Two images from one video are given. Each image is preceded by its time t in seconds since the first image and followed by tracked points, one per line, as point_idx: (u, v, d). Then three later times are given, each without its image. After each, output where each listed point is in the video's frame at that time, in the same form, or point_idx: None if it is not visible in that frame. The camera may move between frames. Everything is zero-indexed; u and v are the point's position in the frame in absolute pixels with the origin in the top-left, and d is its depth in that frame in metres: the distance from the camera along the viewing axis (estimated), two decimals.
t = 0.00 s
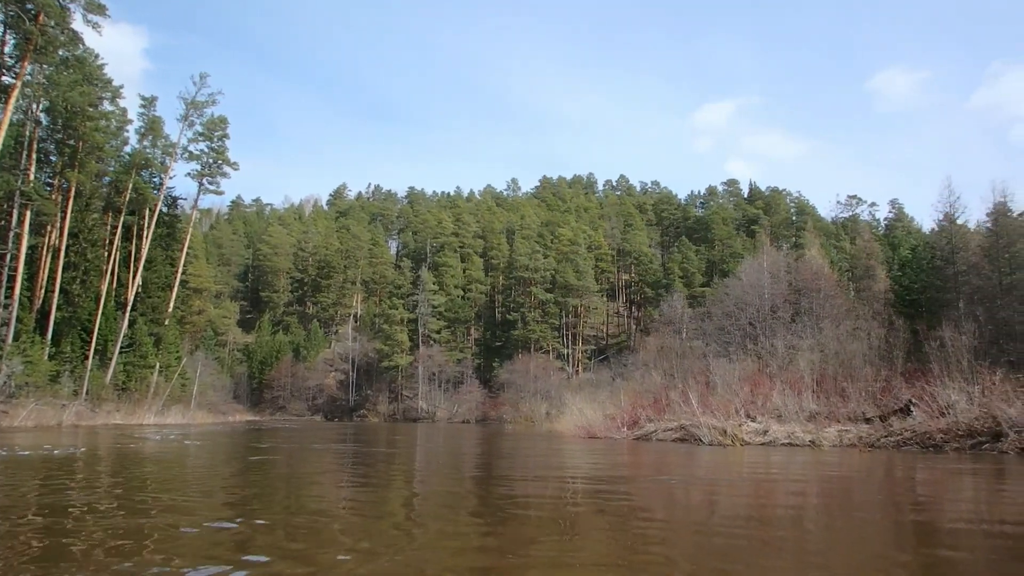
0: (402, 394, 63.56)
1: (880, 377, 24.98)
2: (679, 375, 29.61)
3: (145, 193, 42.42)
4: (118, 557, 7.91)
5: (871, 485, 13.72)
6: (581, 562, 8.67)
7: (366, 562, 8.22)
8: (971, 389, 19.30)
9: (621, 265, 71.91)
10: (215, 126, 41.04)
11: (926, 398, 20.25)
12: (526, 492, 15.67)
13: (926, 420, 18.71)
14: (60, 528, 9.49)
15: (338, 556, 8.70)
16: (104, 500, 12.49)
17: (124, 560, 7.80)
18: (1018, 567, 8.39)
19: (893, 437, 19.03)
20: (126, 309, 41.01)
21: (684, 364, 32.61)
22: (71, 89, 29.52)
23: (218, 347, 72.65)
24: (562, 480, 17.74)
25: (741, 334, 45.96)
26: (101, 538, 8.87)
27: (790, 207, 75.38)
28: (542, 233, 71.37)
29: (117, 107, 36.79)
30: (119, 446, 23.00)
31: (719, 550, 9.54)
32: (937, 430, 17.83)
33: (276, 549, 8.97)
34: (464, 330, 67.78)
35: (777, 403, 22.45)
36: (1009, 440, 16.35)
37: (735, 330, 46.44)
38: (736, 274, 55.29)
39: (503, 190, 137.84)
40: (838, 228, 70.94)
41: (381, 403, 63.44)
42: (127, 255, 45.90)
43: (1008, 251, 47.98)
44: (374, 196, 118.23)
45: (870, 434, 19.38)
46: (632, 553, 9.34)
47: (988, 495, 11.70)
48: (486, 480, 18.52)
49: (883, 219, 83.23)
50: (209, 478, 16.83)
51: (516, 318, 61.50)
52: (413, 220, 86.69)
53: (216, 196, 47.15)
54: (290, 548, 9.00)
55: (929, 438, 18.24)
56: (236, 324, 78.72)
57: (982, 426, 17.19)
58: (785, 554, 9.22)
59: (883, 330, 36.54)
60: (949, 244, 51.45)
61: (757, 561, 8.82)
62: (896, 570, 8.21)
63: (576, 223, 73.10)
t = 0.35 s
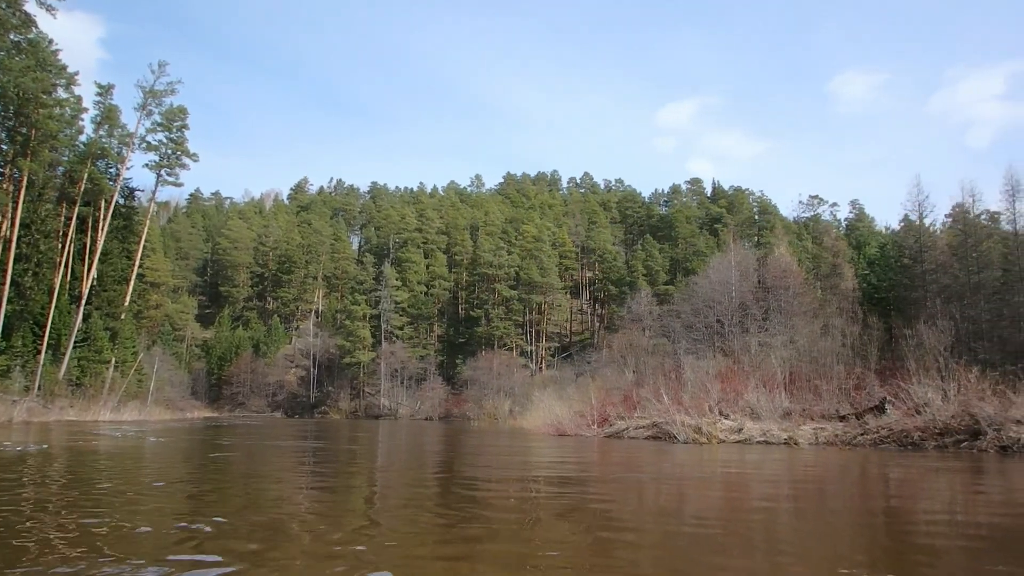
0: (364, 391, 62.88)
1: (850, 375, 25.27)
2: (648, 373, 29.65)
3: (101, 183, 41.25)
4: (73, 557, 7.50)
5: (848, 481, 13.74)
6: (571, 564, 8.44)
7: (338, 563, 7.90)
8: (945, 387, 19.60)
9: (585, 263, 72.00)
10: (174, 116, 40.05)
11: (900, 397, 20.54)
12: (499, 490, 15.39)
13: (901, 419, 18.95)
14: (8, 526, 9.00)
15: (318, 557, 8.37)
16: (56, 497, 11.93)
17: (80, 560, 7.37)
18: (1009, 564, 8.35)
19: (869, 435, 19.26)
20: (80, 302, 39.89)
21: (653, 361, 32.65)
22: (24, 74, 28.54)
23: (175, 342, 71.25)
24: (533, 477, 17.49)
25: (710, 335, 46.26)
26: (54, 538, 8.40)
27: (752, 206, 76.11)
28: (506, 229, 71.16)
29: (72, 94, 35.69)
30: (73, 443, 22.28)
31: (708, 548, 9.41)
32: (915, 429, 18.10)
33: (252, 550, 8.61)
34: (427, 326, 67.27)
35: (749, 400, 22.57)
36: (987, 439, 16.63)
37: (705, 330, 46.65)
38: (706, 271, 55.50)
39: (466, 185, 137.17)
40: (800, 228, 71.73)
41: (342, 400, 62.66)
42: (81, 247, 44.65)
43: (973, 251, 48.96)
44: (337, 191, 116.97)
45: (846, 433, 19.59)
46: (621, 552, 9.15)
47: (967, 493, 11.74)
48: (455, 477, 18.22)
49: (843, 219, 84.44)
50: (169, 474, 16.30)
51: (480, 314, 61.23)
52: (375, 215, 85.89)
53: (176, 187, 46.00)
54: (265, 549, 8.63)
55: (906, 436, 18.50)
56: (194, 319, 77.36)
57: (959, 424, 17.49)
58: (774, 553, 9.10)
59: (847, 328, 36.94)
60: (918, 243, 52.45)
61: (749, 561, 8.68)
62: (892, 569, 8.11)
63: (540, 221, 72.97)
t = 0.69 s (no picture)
0: (329, 387, 62.14)
1: (825, 371, 25.46)
2: (620, 370, 29.62)
3: (58, 174, 40.11)
4: (34, 563, 7.08)
5: (830, 479, 13.66)
6: (559, 565, 8.15)
7: (314, 568, 7.53)
8: (924, 384, 19.85)
9: (553, 260, 71.97)
10: (135, 105, 39.06)
11: (878, 395, 20.77)
12: (473, 489, 15.07)
13: (880, 416, 19.24)
14: None
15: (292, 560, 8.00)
16: (12, 498, 11.39)
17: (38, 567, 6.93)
18: (1000, 562, 8.26)
19: (849, 432, 19.43)
20: (36, 296, 38.78)
21: (625, 359, 32.65)
22: None
23: (135, 338, 69.81)
24: (507, 476, 17.23)
25: (683, 333, 46.39)
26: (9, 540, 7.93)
27: (719, 205, 76.65)
28: (474, 226, 70.85)
29: (28, 82, 34.62)
30: (28, 441, 21.55)
31: (692, 547, 9.22)
32: (895, 427, 18.37)
33: (221, 554, 8.22)
34: (393, 322, 66.69)
35: (726, 397, 22.64)
36: (968, 436, 16.90)
37: (677, 328, 46.77)
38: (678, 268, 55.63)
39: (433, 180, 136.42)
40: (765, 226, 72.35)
41: (307, 396, 61.81)
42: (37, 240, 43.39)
43: (942, 249, 49.44)
44: (302, 185, 115.64)
45: (824, 430, 19.79)
46: (607, 551, 8.92)
47: (946, 491, 11.72)
48: (427, 475, 17.88)
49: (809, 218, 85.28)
50: (131, 473, 15.76)
51: (447, 310, 60.85)
52: (341, 210, 85.01)
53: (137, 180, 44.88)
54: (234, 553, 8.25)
55: (887, 434, 18.69)
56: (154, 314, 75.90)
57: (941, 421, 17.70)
58: (764, 553, 8.91)
59: (816, 325, 37.18)
60: (890, 241, 52.87)
61: (740, 560, 8.48)
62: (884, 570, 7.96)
63: (508, 217, 72.70)
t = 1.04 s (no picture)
0: (295, 384, 61.35)
1: (801, 366, 25.81)
2: (594, 367, 29.67)
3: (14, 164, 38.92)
4: None
5: (811, 475, 13.67)
6: (552, 567, 7.93)
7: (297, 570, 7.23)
8: (902, 379, 20.41)
9: (522, 257, 71.95)
10: (95, 94, 38.06)
11: (856, 390, 21.30)
12: (450, 487, 14.80)
13: (860, 412, 19.76)
14: None
15: (275, 564, 7.67)
16: None
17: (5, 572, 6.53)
18: (995, 559, 8.22)
19: (830, 428, 19.87)
20: None
21: (598, 356, 32.71)
22: None
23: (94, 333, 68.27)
24: (484, 474, 17.00)
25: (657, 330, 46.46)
26: None
27: (687, 203, 77.18)
28: (442, 222, 70.54)
29: None
30: None
31: (684, 546, 9.08)
32: (877, 423, 18.94)
33: (200, 557, 7.87)
34: (360, 319, 66.11)
35: (703, 394, 22.85)
36: (952, 432, 17.63)
37: (650, 325, 46.94)
38: (649, 265, 55.93)
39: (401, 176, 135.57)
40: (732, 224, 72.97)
41: (272, 394, 60.86)
42: None
43: (914, 247, 50.52)
44: (267, 179, 114.17)
45: (803, 426, 20.29)
46: (601, 551, 8.74)
47: (930, 487, 11.76)
48: (399, 474, 17.54)
49: (775, 217, 86.32)
50: (91, 473, 15.20)
51: (415, 307, 60.46)
52: (308, 205, 84.06)
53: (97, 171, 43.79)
54: (214, 557, 7.88)
55: (868, 429, 19.22)
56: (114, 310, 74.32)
57: (924, 418, 18.43)
58: (757, 552, 8.76)
59: (790, 320, 37.60)
60: (862, 238, 53.70)
61: (737, 559, 8.34)
62: (884, 569, 7.85)
63: (477, 213, 72.47)
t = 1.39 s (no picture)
0: (259, 381, 60.44)
1: (778, 360, 25.96)
2: (567, 363, 29.58)
3: None
4: None
5: (795, 471, 13.59)
6: (550, 566, 7.69)
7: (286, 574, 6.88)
8: (883, 374, 20.59)
9: (489, 253, 71.75)
10: (52, 81, 36.91)
11: (837, 386, 21.49)
12: (429, 485, 14.47)
13: (842, 408, 19.93)
14: None
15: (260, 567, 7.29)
16: None
17: None
18: (995, 554, 8.14)
19: (812, 423, 20.01)
20: None
21: (570, 351, 32.65)
22: None
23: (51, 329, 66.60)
24: (459, 471, 16.71)
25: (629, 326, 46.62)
26: None
27: (653, 199, 77.58)
28: (409, 217, 70.04)
29: None
30: None
31: (678, 543, 8.87)
32: (860, 419, 19.14)
33: (177, 561, 7.47)
34: (325, 314, 65.37)
35: (682, 389, 22.88)
36: (936, 428, 17.89)
37: (623, 321, 47.03)
38: (620, 261, 55.98)
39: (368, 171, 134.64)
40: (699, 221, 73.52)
41: (235, 391, 59.73)
42: None
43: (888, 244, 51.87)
44: (230, 173, 112.51)
45: (785, 422, 20.36)
46: (595, 550, 8.50)
47: (917, 482, 11.75)
48: (374, 471, 17.17)
49: (741, 214, 87.25)
50: (50, 472, 14.59)
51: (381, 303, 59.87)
52: (271, 199, 82.93)
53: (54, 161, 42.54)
54: (192, 560, 7.47)
55: (851, 426, 19.45)
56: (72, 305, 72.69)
57: (908, 413, 18.62)
58: (754, 549, 8.58)
59: (764, 315, 37.91)
60: (836, 234, 54.56)
61: (737, 557, 8.13)
62: (887, 565, 7.70)
63: (444, 209, 72.03)
